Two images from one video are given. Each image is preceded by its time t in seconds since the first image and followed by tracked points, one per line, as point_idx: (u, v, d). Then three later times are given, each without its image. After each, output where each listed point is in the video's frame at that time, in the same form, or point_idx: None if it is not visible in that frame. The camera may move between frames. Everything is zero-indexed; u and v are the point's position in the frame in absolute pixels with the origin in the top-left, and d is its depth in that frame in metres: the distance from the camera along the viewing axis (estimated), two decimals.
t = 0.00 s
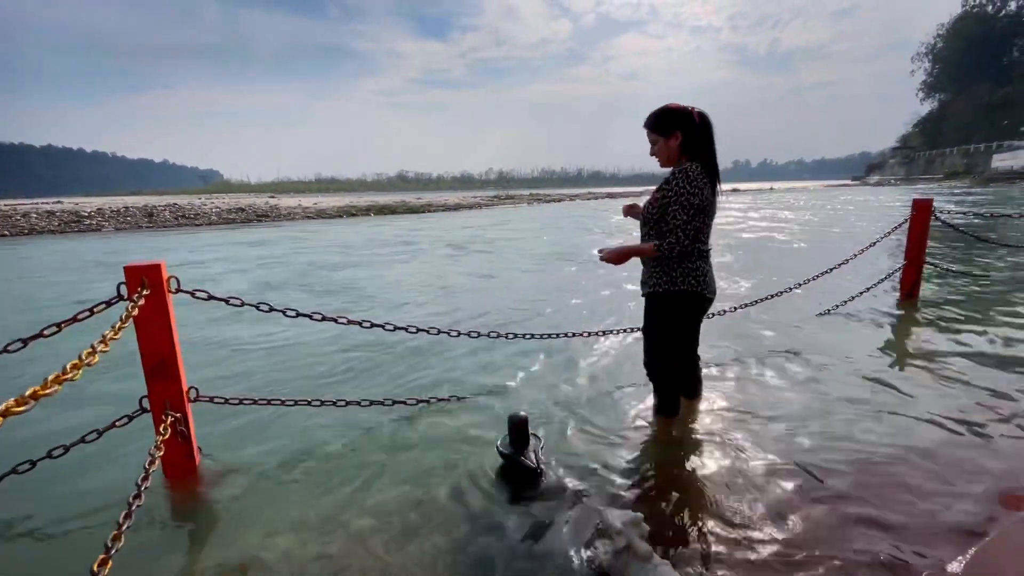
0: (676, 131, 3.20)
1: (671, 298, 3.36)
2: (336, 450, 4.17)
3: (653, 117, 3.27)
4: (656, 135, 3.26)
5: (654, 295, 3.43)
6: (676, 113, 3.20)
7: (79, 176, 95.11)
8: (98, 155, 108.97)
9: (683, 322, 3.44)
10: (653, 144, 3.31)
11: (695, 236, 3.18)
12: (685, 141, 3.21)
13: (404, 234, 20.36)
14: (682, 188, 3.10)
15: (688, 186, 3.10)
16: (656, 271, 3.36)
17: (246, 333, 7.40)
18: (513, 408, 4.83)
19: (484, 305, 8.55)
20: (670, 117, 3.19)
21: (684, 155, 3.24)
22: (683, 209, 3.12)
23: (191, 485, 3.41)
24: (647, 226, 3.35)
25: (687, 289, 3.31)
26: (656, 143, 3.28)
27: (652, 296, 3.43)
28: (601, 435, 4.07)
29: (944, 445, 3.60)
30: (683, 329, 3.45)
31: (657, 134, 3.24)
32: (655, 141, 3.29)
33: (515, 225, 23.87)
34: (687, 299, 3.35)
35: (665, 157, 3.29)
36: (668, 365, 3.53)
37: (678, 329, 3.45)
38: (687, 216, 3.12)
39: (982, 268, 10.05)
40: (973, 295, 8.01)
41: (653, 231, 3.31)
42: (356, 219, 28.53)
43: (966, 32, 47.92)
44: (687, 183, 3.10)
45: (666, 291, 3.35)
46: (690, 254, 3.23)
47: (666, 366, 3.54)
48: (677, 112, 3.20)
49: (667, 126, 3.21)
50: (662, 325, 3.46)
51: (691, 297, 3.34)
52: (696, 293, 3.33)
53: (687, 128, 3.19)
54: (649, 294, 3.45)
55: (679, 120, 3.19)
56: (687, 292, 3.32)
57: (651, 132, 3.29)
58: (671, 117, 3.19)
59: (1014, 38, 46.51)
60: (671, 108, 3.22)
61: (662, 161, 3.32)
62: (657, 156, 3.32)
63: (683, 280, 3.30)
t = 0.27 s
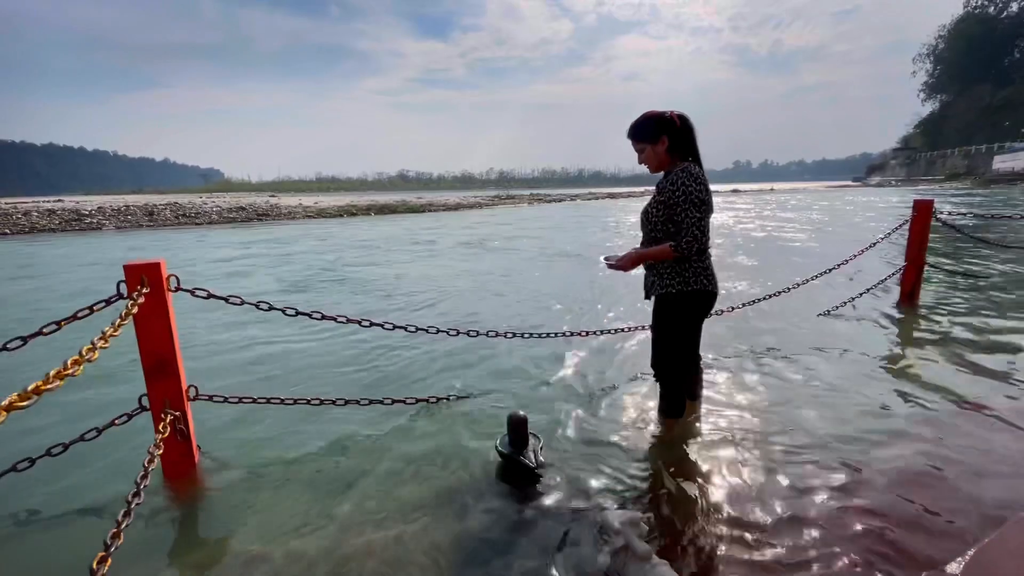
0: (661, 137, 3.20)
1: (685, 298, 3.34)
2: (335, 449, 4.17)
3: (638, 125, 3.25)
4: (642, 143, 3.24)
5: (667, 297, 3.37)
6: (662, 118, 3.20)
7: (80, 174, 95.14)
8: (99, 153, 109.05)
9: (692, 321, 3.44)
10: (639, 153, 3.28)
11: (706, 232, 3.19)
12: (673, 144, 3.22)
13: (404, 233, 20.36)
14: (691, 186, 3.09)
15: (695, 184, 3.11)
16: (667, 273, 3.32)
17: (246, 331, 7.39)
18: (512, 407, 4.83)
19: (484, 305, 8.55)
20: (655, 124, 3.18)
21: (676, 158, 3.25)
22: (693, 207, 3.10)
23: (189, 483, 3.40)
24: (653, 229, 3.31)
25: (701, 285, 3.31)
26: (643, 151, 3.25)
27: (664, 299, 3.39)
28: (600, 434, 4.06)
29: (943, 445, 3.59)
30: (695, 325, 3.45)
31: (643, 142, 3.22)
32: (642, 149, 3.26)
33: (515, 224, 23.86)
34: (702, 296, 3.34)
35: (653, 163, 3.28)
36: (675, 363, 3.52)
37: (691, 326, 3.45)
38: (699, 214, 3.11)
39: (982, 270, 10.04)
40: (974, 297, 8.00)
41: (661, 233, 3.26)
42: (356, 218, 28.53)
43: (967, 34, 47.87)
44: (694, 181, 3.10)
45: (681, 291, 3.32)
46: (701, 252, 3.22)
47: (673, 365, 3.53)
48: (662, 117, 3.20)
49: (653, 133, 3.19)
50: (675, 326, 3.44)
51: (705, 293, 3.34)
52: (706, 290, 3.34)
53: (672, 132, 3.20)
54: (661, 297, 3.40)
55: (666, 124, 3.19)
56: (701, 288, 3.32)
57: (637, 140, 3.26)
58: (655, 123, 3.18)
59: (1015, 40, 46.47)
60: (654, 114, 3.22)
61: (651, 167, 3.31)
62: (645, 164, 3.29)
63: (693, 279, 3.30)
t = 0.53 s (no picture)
0: (656, 139, 3.21)
1: (699, 295, 3.34)
2: (339, 445, 4.19)
3: (632, 129, 3.26)
4: (637, 146, 3.25)
5: (680, 295, 3.38)
6: (656, 119, 3.21)
7: (82, 172, 95.40)
8: (102, 152, 109.34)
9: (705, 317, 3.47)
10: (636, 156, 3.29)
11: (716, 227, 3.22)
12: (668, 144, 3.23)
13: (406, 232, 20.40)
14: (698, 182, 3.10)
15: (701, 180, 3.12)
16: (680, 271, 3.33)
17: (249, 328, 7.42)
18: (514, 405, 4.85)
19: (486, 303, 8.58)
20: (650, 126, 3.19)
21: (674, 157, 3.27)
22: (702, 204, 3.11)
23: (195, 477, 3.43)
24: (661, 230, 3.31)
25: (715, 280, 3.33)
26: (640, 154, 3.26)
27: (677, 298, 3.39)
28: (603, 431, 4.08)
29: (944, 443, 3.61)
30: (707, 321, 3.48)
31: (638, 146, 3.23)
32: (637, 152, 3.29)
33: (516, 223, 23.90)
34: (716, 291, 3.36)
35: (651, 165, 3.29)
36: (685, 358, 3.55)
37: (705, 321, 3.47)
38: (707, 211, 3.13)
39: (984, 270, 10.06)
40: (975, 297, 8.01)
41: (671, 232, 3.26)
42: (357, 217, 28.59)
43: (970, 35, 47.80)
44: (700, 177, 3.12)
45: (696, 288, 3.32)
46: (711, 247, 3.24)
47: (683, 360, 3.56)
48: (656, 119, 3.21)
49: (648, 135, 3.21)
50: (690, 323, 3.45)
51: (718, 288, 3.36)
52: (718, 285, 3.37)
53: (666, 132, 3.22)
54: (674, 296, 3.40)
55: (661, 125, 3.20)
56: (714, 283, 3.34)
57: (632, 143, 3.26)
58: (651, 125, 3.19)
59: (1018, 41, 46.40)
60: (647, 117, 3.24)
61: (649, 170, 3.33)
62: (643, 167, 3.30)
63: (706, 275, 3.32)
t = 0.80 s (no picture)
0: (654, 142, 3.20)
1: (707, 297, 3.33)
2: (340, 444, 4.19)
3: (630, 133, 3.24)
4: (635, 151, 3.24)
5: (686, 298, 3.37)
6: (653, 123, 3.20)
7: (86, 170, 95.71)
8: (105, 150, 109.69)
9: (712, 318, 3.46)
10: (634, 160, 3.28)
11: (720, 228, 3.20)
12: (667, 147, 3.22)
13: (408, 231, 20.40)
14: (701, 185, 3.09)
15: (703, 182, 3.11)
16: (686, 274, 3.31)
17: (251, 326, 7.44)
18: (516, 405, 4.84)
19: (487, 303, 8.57)
20: (648, 130, 3.18)
21: (674, 160, 3.25)
22: (706, 206, 3.10)
23: (196, 476, 3.43)
24: (665, 233, 3.28)
25: (721, 281, 3.32)
26: (638, 159, 3.25)
27: (685, 300, 3.37)
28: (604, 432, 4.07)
29: (947, 445, 3.59)
30: (713, 321, 3.47)
31: (636, 150, 3.22)
32: (635, 157, 3.27)
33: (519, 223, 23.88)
34: (722, 292, 3.35)
35: (650, 169, 3.28)
36: (692, 358, 3.55)
37: (711, 321, 3.46)
38: (712, 213, 3.12)
39: (988, 271, 10.00)
40: (980, 298, 7.96)
41: (675, 235, 3.24)
42: (360, 216, 28.61)
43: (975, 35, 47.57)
44: (702, 180, 3.11)
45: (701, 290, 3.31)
46: (717, 249, 3.23)
47: (688, 360, 3.56)
48: (652, 122, 3.20)
49: (646, 139, 3.19)
50: (699, 324, 3.44)
51: (724, 288, 3.35)
52: (725, 285, 3.36)
53: (664, 135, 3.20)
54: (681, 298, 3.38)
55: (659, 128, 3.19)
56: (720, 284, 3.33)
57: (630, 148, 3.25)
58: (648, 128, 3.18)
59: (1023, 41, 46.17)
60: (643, 121, 3.23)
61: (649, 173, 3.31)
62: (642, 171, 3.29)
63: (713, 276, 3.30)
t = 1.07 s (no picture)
0: (655, 146, 3.21)
1: (713, 298, 3.33)
2: (342, 443, 4.20)
3: (630, 138, 3.25)
4: (636, 155, 3.25)
5: (688, 300, 3.38)
6: (652, 127, 3.21)
7: (90, 169, 96.15)
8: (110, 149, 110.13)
9: (718, 318, 3.46)
10: (635, 164, 3.30)
11: (721, 232, 3.19)
12: (668, 150, 3.22)
13: (410, 230, 20.41)
14: (701, 188, 3.08)
15: (703, 186, 3.10)
16: (691, 276, 3.31)
17: (254, 325, 7.46)
18: (517, 405, 4.84)
19: (489, 303, 8.57)
20: (649, 133, 3.19)
21: (675, 163, 3.25)
22: (707, 210, 3.09)
23: (200, 474, 3.45)
24: (668, 236, 3.29)
25: (723, 284, 3.31)
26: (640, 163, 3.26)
27: (690, 302, 3.38)
28: (607, 433, 4.06)
29: (948, 446, 3.58)
30: (717, 324, 3.47)
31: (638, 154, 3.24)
32: (637, 161, 3.28)
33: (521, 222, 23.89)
34: (725, 294, 3.35)
35: (652, 172, 3.29)
36: (693, 360, 3.56)
37: (716, 323, 3.46)
38: (713, 216, 3.11)
39: (992, 273, 9.97)
40: (982, 300, 7.93)
41: (676, 238, 3.25)
42: (363, 215, 28.66)
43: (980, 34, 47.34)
44: (703, 183, 3.10)
45: (703, 292, 3.32)
46: (720, 251, 3.22)
47: (690, 361, 3.57)
48: (652, 126, 3.20)
49: (646, 144, 3.20)
50: (703, 326, 3.45)
51: (727, 291, 3.34)
52: (730, 286, 3.35)
53: (664, 138, 3.20)
54: (687, 300, 3.39)
55: (659, 132, 3.19)
56: (724, 286, 3.32)
57: (631, 152, 3.26)
58: (649, 132, 3.19)
59: None
60: (643, 125, 3.23)
61: (651, 177, 3.32)
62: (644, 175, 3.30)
63: (718, 278, 3.30)
